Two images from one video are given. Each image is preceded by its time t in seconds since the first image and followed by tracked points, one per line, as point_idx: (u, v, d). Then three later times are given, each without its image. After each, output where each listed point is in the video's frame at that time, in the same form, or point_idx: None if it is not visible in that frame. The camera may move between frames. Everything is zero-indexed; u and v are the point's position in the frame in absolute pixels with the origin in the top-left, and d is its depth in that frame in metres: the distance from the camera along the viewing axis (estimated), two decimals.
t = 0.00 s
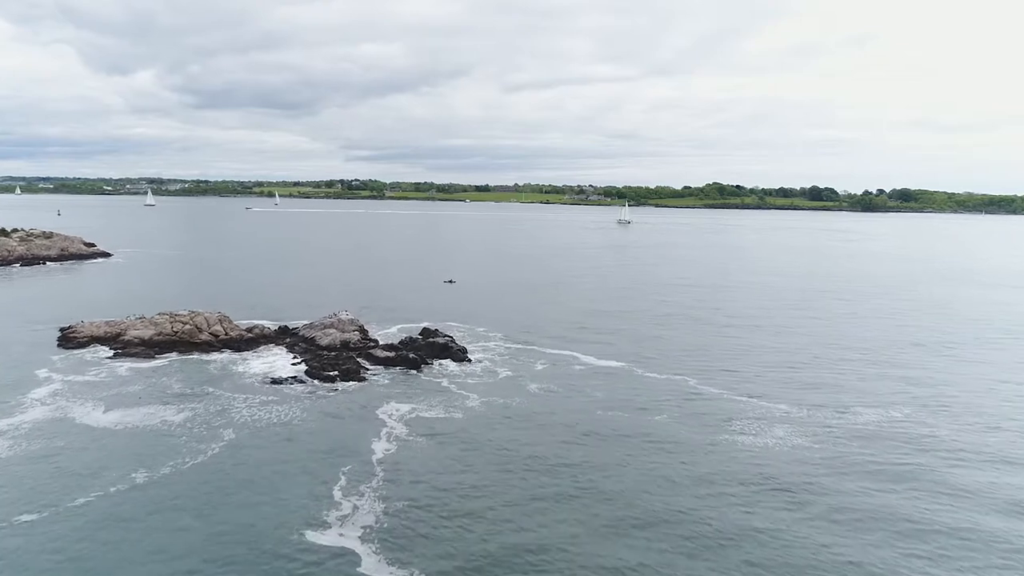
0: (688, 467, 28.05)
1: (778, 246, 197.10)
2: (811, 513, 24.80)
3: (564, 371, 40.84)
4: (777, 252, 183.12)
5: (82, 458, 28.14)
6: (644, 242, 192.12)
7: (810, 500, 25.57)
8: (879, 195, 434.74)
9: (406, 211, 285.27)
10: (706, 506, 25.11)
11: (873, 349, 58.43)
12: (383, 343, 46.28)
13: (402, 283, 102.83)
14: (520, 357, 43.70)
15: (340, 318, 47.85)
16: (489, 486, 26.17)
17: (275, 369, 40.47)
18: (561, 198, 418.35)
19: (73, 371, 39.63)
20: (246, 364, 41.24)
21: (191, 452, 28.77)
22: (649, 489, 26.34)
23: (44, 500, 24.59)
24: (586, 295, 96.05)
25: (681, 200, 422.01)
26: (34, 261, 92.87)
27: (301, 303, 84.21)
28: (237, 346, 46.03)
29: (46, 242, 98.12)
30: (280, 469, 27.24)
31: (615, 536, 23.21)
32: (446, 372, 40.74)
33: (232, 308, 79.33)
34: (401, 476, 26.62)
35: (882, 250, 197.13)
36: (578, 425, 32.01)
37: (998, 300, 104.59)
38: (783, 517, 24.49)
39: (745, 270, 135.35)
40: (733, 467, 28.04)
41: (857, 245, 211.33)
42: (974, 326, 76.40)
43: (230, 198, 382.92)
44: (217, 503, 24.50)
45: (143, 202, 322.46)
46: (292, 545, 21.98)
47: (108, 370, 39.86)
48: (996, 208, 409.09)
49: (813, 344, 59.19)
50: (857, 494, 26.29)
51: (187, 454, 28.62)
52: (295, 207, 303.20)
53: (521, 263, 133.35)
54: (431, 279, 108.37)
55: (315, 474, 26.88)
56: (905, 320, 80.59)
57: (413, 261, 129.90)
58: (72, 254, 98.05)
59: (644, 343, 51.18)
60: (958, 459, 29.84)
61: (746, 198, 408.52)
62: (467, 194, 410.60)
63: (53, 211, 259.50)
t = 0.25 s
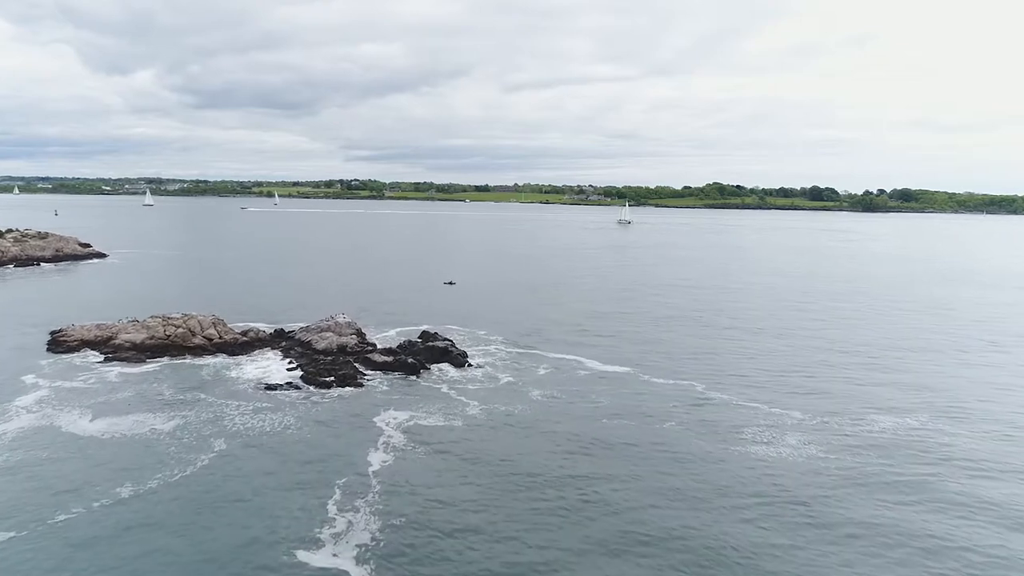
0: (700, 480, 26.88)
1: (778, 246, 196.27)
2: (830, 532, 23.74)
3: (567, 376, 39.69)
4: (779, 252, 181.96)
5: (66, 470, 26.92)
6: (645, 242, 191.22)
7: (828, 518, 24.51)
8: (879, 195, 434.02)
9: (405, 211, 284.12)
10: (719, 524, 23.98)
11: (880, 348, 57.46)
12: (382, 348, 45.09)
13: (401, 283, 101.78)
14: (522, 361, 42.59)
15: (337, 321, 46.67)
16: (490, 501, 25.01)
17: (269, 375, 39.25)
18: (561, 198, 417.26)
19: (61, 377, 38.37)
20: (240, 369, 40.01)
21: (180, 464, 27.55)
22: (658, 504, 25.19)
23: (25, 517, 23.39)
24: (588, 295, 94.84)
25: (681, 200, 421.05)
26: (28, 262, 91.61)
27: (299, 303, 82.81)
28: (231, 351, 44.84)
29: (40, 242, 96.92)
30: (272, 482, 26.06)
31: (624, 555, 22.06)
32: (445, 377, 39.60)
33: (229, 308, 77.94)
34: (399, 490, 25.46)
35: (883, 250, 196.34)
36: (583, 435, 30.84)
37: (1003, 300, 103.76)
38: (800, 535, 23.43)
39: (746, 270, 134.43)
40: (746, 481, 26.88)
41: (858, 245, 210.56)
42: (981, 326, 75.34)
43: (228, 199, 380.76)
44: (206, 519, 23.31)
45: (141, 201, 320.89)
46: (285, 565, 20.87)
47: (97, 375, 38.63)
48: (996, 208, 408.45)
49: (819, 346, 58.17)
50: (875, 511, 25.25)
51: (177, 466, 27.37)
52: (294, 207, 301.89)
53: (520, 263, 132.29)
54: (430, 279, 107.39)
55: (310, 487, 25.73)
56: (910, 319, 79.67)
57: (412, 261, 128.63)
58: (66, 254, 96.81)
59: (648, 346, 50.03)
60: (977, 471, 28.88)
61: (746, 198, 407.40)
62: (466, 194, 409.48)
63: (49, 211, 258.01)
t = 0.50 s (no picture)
0: (711, 494, 25.75)
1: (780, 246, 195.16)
2: (848, 550, 22.64)
3: (571, 382, 38.47)
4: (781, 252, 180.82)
5: (48, 483, 25.75)
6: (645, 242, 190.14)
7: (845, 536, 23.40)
8: (880, 195, 432.96)
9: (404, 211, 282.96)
10: (733, 541, 22.84)
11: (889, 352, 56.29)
12: (380, 352, 43.85)
13: (401, 283, 100.73)
14: (524, 366, 41.40)
15: (334, 325, 45.44)
16: (491, 517, 23.83)
17: (263, 381, 38.05)
18: (561, 198, 416.08)
19: (48, 383, 37.19)
20: (233, 374, 38.81)
21: (168, 476, 26.40)
22: (667, 520, 24.04)
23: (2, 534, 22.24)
24: (590, 296, 93.51)
25: (681, 200, 419.91)
26: (22, 262, 90.53)
27: (297, 304, 81.45)
28: (225, 355, 43.66)
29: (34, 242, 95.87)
30: (263, 497, 24.88)
31: None
32: (445, 383, 38.39)
33: (226, 309, 76.75)
34: (396, 505, 24.29)
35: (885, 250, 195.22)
36: (588, 445, 29.65)
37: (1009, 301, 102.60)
38: (818, 554, 22.31)
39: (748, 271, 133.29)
40: (760, 494, 25.76)
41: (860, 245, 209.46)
42: (989, 329, 74.10)
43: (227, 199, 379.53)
44: (193, 538, 22.16)
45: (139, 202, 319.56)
46: None
47: (86, 381, 37.47)
48: (997, 207, 407.44)
49: (827, 348, 57.04)
50: (896, 527, 24.14)
51: (165, 478, 26.21)
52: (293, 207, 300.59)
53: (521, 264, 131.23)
54: (430, 279, 106.35)
55: (303, 502, 24.59)
56: (917, 321, 78.54)
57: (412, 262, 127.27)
58: (61, 255, 95.71)
59: (653, 350, 48.83)
60: (999, 483, 27.75)
61: (746, 198, 406.01)
62: (466, 194, 408.26)
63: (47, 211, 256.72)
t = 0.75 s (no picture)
0: (726, 508, 24.59)
1: (781, 247, 194.12)
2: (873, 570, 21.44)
3: (575, 388, 37.28)
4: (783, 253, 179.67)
5: (30, 497, 24.56)
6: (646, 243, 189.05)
7: (868, 556, 22.22)
8: (881, 195, 431.84)
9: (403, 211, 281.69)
10: (750, 560, 21.69)
11: (899, 355, 55.11)
12: (378, 356, 42.66)
13: (401, 283, 99.60)
14: (527, 371, 40.24)
15: (331, 328, 44.23)
16: (494, 535, 22.68)
17: (257, 388, 36.83)
18: (561, 198, 414.81)
19: (35, 389, 35.97)
20: (227, 380, 37.61)
21: (155, 490, 25.22)
22: (680, 538, 22.86)
23: None
24: (592, 296, 92.29)
25: (682, 200, 418.59)
26: (16, 262, 89.27)
27: (295, 304, 80.15)
28: (219, 360, 42.45)
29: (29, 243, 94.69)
30: (255, 513, 23.71)
31: None
32: (446, 389, 37.16)
33: (223, 309, 75.64)
34: (394, 523, 23.13)
35: (887, 251, 194.11)
36: (594, 456, 28.47)
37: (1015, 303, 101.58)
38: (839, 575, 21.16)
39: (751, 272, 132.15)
40: (778, 509, 24.59)
41: (862, 246, 208.36)
42: (997, 331, 72.97)
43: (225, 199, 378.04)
44: (180, 559, 21.00)
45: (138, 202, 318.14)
46: None
47: (74, 387, 36.23)
48: (998, 207, 406.43)
49: (835, 350, 55.87)
50: (921, 544, 22.99)
51: (152, 492, 25.03)
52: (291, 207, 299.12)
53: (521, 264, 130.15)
54: (430, 279, 105.24)
55: (298, 519, 23.42)
56: (924, 323, 77.44)
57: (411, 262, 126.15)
58: (55, 255, 94.44)
59: (659, 353, 47.62)
60: None
61: (747, 198, 404.82)
62: (466, 194, 407.08)
63: (43, 211, 255.10)
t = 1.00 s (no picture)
0: (741, 526, 23.46)
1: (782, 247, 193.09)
2: None
3: (579, 395, 36.12)
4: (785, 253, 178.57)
5: (10, 513, 23.37)
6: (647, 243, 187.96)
7: None
8: (881, 195, 430.82)
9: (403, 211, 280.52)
10: None
11: (908, 356, 54.01)
12: (376, 361, 41.49)
13: (400, 284, 98.55)
14: (529, 376, 39.09)
15: (327, 332, 43.04)
16: (498, 556, 21.56)
17: (250, 394, 35.64)
18: (561, 198, 413.63)
19: (21, 396, 34.76)
20: (220, 386, 36.43)
21: (143, 506, 24.06)
22: (694, 558, 21.74)
23: None
24: (593, 297, 91.05)
25: (682, 200, 417.39)
26: (9, 264, 88.00)
27: (293, 304, 78.85)
28: (213, 364, 41.21)
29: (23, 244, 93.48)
30: (247, 532, 22.57)
31: None
32: (446, 395, 36.00)
33: (220, 310, 74.60)
34: (392, 543, 22.00)
35: (889, 251, 193.10)
36: (601, 469, 27.35)
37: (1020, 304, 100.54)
38: None
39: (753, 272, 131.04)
40: (796, 527, 23.46)
41: (863, 246, 207.30)
42: (1006, 333, 71.74)
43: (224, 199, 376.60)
44: None
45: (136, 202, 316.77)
46: None
47: (62, 393, 35.02)
48: (999, 208, 405.44)
49: (843, 351, 54.76)
50: (950, 567, 21.83)
51: (139, 508, 23.85)
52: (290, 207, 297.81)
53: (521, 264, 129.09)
54: (430, 279, 104.23)
55: (293, 541, 22.26)
56: (930, 323, 76.41)
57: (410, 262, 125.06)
58: (50, 256, 93.21)
59: (664, 356, 46.36)
60: None
61: (747, 198, 403.65)
62: (466, 194, 405.87)
63: (40, 211, 253.59)
